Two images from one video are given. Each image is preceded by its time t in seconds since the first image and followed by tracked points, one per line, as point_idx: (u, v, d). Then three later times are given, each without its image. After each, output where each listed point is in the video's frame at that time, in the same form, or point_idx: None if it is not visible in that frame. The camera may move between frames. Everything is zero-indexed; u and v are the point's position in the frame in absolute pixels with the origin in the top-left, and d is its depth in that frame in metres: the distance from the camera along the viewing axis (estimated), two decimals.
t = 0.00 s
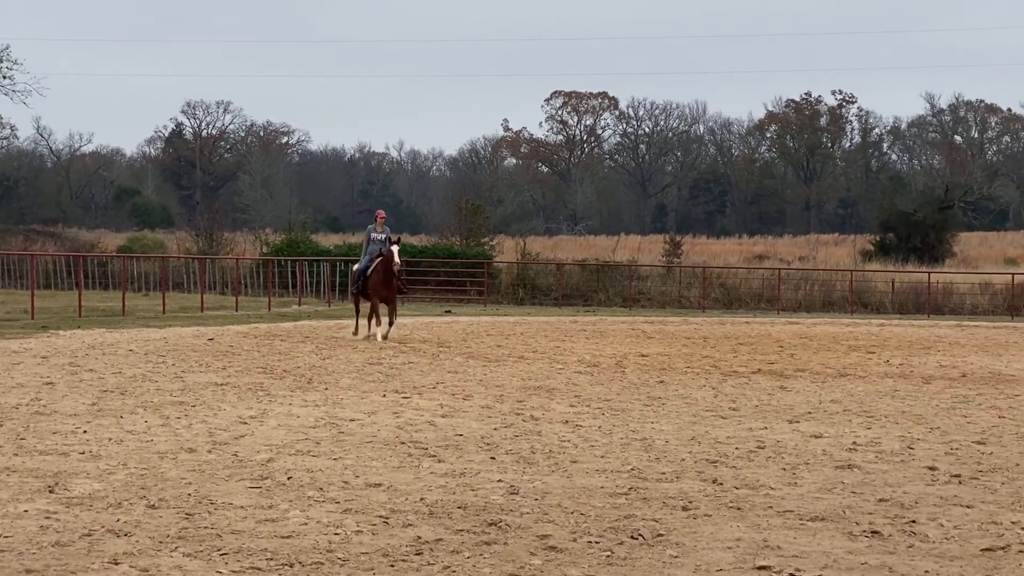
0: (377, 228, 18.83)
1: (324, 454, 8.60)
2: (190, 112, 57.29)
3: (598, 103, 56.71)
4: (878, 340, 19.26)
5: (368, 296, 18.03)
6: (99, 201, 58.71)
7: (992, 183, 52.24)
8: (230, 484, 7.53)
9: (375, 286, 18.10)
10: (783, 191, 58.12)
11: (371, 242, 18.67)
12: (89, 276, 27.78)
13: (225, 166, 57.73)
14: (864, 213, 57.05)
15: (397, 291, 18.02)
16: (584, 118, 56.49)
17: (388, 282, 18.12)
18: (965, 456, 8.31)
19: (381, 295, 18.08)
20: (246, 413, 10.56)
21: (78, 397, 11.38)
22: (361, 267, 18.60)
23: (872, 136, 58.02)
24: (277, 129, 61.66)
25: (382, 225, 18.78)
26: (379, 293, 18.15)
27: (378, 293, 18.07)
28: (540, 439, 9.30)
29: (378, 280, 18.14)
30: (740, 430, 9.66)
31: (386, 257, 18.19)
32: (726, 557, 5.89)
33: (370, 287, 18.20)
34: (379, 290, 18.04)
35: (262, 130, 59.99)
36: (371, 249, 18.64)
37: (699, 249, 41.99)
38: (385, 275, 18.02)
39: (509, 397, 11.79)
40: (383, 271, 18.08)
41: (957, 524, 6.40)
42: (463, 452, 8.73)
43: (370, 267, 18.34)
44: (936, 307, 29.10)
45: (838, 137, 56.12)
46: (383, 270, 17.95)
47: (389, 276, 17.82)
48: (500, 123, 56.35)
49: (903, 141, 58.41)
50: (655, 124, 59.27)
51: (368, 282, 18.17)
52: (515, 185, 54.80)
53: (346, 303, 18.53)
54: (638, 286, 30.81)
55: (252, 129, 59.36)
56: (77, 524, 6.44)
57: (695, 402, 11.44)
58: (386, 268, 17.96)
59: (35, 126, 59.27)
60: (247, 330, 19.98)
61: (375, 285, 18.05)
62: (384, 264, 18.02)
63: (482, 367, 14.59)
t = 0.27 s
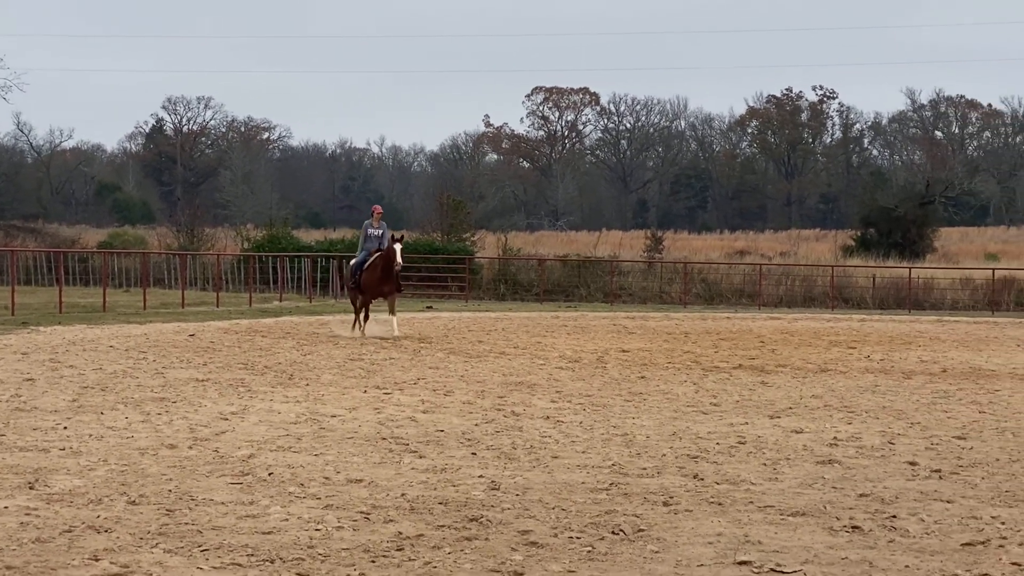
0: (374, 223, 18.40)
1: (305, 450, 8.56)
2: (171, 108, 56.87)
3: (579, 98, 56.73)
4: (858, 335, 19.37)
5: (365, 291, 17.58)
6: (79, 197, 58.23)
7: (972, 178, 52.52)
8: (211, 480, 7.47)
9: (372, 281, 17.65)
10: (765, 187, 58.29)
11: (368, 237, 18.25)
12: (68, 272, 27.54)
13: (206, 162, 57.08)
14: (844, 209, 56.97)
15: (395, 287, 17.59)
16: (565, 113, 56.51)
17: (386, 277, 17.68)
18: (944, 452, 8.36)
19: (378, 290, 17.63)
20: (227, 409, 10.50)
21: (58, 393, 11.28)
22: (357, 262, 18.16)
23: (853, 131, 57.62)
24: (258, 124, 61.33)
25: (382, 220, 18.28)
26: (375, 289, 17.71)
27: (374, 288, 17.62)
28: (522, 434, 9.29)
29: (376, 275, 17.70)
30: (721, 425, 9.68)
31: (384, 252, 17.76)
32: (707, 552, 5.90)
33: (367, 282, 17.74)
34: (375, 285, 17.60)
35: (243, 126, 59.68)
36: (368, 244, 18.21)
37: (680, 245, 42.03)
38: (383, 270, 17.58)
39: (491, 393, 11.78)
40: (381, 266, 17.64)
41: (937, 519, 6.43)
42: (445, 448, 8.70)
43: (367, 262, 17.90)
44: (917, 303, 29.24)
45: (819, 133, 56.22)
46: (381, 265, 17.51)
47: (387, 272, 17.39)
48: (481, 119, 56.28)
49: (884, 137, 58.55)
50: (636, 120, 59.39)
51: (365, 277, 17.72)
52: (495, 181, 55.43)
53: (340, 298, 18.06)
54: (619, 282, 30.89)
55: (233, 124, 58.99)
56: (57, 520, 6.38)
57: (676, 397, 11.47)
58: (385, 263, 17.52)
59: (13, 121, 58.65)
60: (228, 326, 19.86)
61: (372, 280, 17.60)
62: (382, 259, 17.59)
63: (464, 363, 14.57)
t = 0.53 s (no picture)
0: (374, 218, 18.02)
1: (283, 446, 8.50)
2: (150, 104, 56.36)
3: (558, 95, 56.76)
4: (838, 331, 19.49)
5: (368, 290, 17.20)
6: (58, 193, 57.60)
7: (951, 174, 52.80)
8: (189, 477, 7.41)
9: (375, 279, 17.29)
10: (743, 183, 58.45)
11: (369, 232, 17.87)
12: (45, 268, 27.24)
13: (186, 158, 56.47)
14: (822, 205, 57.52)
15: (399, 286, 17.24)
16: (544, 109, 56.48)
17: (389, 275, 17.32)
18: (923, 447, 8.42)
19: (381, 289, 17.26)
20: (206, 406, 10.41)
21: (36, 390, 11.15)
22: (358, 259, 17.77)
23: (832, 128, 58.06)
24: (237, 121, 60.94)
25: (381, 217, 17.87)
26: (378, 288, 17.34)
27: (377, 287, 17.24)
28: (501, 430, 9.28)
29: (379, 273, 17.33)
30: (700, 421, 9.71)
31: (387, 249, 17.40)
32: (686, 548, 5.91)
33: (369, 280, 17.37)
34: (378, 283, 17.23)
35: (222, 122, 59.33)
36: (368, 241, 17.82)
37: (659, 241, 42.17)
38: (386, 269, 17.21)
39: (470, 389, 11.76)
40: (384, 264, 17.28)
41: (916, 514, 6.46)
42: (424, 444, 8.68)
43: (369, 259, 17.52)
44: (896, 298, 29.32)
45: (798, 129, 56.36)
46: (383, 264, 17.12)
47: (391, 272, 17.01)
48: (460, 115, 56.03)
49: (864, 133, 58.61)
50: (615, 116, 59.54)
51: (368, 275, 17.34)
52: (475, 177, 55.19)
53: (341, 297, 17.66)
54: (598, 278, 30.95)
55: (212, 121, 58.59)
56: (35, 518, 6.30)
57: (655, 394, 11.49)
58: (389, 261, 17.14)
59: None
60: (207, 323, 19.73)
61: (375, 279, 17.22)
62: (385, 257, 17.21)
63: (443, 360, 14.54)
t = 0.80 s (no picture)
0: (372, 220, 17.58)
1: (260, 444, 8.45)
2: (127, 101, 55.95)
3: (535, 91, 56.83)
4: (815, 328, 19.61)
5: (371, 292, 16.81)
6: (34, 190, 57.06)
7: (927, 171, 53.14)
8: (165, 474, 7.35)
9: (377, 280, 16.89)
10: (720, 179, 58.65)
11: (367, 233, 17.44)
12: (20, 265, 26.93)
13: (162, 155, 56.34)
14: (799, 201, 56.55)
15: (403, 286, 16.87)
16: (522, 107, 56.47)
17: (392, 276, 16.94)
18: (899, 444, 8.49)
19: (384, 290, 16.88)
20: (183, 403, 10.32)
21: (12, 388, 11.02)
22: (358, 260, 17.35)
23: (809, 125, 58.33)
24: (214, 118, 60.60)
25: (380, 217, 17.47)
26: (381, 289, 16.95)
27: (380, 288, 16.85)
28: (478, 427, 9.27)
29: (381, 273, 16.93)
30: (677, 418, 9.75)
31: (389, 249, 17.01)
32: (663, 545, 5.93)
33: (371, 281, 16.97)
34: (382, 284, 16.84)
35: (200, 119, 59.05)
36: (367, 240, 17.39)
37: (636, 237, 42.30)
38: (390, 269, 16.82)
39: (447, 386, 11.75)
40: (386, 264, 16.89)
41: (892, 510, 6.51)
42: (401, 441, 8.65)
43: (370, 260, 17.12)
44: (873, 295, 29.41)
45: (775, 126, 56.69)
46: (387, 263, 16.76)
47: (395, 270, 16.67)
48: (438, 112, 55.90)
49: (840, 130, 58.90)
50: (593, 113, 59.79)
51: (371, 276, 16.94)
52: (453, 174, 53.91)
53: (341, 299, 17.27)
54: (576, 275, 30.99)
55: (189, 118, 58.26)
56: (10, 516, 6.23)
57: (632, 390, 11.53)
58: (391, 262, 16.76)
59: None
60: (185, 321, 19.58)
61: (378, 280, 16.82)
62: (388, 257, 16.82)
63: (421, 357, 14.52)
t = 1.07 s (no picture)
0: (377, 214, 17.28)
1: (235, 442, 8.38)
2: (101, 98, 55.55)
3: (511, 89, 56.82)
4: (789, 325, 19.77)
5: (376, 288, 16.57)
6: (6, 188, 56.34)
7: (901, 168, 53.58)
8: (140, 472, 7.27)
9: (383, 276, 16.65)
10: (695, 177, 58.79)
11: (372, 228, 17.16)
12: None
13: (136, 153, 56.15)
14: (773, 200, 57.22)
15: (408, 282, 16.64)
16: (497, 104, 56.45)
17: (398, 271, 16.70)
18: (874, 441, 8.55)
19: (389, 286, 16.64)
20: (158, 401, 10.22)
21: None
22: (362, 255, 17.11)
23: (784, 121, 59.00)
24: (188, 115, 60.22)
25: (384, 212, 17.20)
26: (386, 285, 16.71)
27: (385, 284, 16.61)
28: (453, 425, 9.26)
29: (386, 269, 16.69)
30: (652, 415, 9.78)
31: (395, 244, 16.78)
32: (639, 542, 5.94)
33: (376, 277, 16.73)
34: (387, 280, 16.61)
35: (174, 117, 58.76)
36: (372, 235, 17.17)
37: (612, 235, 42.42)
38: (395, 265, 16.59)
39: (422, 384, 11.72)
40: (392, 259, 16.65)
41: (867, 507, 6.56)
42: (376, 439, 8.62)
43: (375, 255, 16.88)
44: (847, 292, 29.58)
45: (750, 123, 57.23)
46: (393, 260, 16.52)
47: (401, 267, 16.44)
48: (413, 109, 55.75)
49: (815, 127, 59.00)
50: (568, 111, 59.88)
51: (376, 272, 16.70)
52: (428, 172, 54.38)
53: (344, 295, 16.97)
54: (551, 272, 31.02)
55: (164, 116, 58.03)
56: None
57: (608, 388, 11.56)
58: (397, 258, 16.53)
59: None
60: (160, 318, 19.42)
61: (384, 276, 16.60)
62: (393, 252, 16.59)
63: (396, 354, 14.47)
